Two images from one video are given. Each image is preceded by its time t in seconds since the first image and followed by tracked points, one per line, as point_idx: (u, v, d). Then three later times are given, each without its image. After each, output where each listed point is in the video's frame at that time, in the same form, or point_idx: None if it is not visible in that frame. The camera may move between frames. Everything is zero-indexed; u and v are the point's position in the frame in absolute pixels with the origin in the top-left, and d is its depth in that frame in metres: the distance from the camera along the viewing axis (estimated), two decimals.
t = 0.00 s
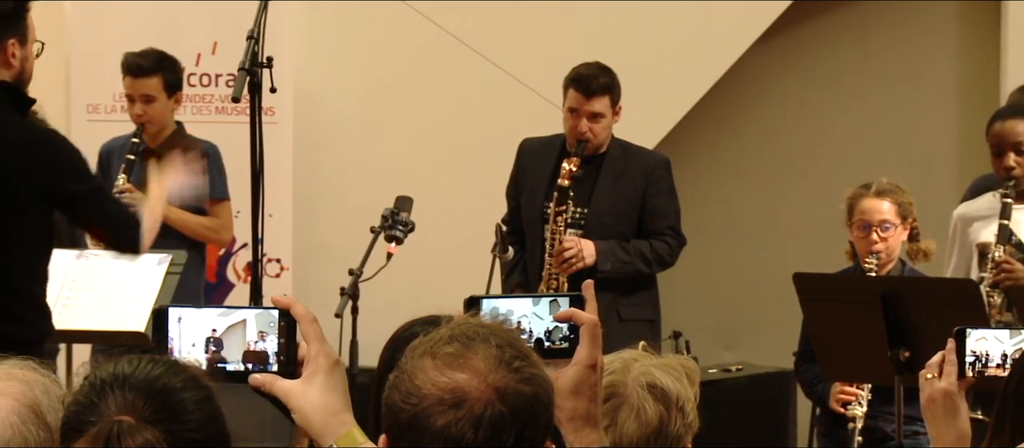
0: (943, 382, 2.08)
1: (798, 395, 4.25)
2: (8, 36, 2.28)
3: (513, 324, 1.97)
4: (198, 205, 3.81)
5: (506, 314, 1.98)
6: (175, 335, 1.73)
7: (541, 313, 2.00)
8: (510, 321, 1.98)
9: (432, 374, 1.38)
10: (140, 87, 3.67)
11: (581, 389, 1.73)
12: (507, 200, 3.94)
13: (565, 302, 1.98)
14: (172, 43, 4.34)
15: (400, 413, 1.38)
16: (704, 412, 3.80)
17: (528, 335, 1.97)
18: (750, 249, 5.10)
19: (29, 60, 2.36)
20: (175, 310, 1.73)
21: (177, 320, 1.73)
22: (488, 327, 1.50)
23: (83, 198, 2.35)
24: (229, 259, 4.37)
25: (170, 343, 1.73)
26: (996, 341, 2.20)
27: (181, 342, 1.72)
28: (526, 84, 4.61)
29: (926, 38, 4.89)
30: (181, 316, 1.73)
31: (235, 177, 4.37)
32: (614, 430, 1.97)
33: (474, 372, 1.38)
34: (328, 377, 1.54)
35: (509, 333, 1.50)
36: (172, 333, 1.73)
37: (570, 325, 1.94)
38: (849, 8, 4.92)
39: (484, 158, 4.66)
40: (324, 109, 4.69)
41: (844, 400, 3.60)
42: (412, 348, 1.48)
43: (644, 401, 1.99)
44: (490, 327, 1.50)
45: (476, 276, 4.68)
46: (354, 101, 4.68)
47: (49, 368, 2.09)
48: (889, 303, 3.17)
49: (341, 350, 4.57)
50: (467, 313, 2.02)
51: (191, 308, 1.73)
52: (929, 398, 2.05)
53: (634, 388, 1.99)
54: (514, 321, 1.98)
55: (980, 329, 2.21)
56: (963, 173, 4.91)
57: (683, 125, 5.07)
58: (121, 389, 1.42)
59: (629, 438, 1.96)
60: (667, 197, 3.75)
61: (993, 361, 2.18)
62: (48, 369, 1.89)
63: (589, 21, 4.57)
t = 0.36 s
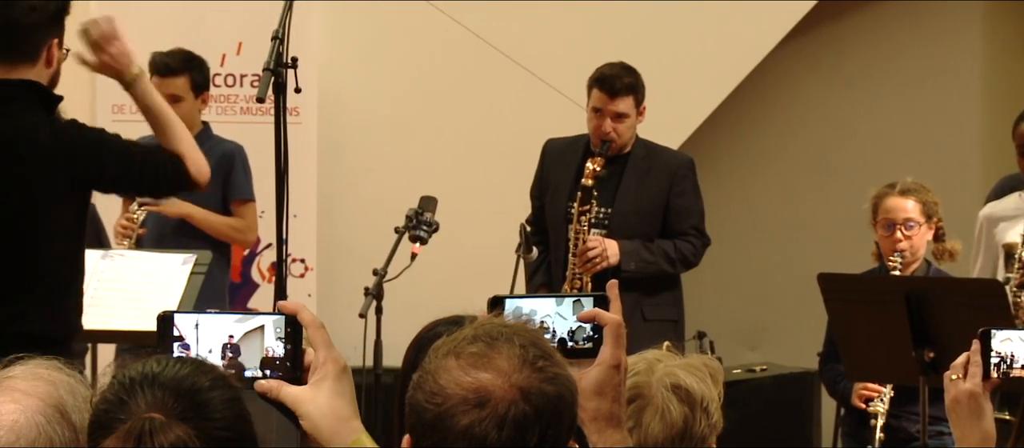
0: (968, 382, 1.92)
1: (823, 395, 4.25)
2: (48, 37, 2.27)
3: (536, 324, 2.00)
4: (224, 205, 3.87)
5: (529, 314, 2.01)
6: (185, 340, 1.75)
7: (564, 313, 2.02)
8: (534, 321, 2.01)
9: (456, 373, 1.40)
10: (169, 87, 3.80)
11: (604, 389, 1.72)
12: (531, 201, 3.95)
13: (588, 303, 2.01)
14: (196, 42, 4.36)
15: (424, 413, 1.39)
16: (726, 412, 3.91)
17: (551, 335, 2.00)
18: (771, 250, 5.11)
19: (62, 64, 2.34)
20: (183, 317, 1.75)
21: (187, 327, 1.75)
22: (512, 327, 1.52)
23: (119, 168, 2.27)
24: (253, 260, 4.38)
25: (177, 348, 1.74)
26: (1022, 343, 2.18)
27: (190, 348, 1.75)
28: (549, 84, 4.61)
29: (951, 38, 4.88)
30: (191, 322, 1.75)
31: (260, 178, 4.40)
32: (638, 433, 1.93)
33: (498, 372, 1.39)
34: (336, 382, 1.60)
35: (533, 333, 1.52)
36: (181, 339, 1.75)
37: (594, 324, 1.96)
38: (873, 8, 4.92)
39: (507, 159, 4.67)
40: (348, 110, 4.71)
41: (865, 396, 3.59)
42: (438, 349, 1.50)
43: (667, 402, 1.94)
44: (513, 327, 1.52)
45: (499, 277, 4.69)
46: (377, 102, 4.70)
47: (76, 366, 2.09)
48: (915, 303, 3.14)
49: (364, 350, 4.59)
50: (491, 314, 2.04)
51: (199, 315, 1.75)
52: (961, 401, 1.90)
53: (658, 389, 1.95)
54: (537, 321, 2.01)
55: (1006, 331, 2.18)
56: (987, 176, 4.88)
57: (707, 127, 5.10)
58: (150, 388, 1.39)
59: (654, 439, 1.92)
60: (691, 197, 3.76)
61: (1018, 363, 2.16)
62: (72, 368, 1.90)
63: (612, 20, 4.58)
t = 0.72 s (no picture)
0: (986, 382, 1.86)
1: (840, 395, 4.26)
2: (65, 40, 2.42)
3: (553, 325, 1.96)
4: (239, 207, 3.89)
5: (545, 316, 1.97)
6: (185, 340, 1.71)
7: (581, 314, 1.98)
8: (550, 322, 1.97)
9: (473, 374, 1.40)
10: (186, 89, 3.81)
11: (622, 391, 1.69)
12: (547, 202, 3.96)
13: (606, 304, 1.97)
14: (214, 43, 4.40)
15: (441, 413, 1.39)
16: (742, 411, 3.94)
17: (567, 336, 1.96)
18: (786, 252, 5.10)
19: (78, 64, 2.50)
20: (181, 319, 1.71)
21: (186, 329, 1.71)
22: (527, 326, 1.51)
23: (112, 202, 2.37)
24: (270, 260, 4.40)
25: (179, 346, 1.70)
26: None
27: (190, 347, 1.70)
28: (566, 84, 4.63)
29: (969, 37, 4.87)
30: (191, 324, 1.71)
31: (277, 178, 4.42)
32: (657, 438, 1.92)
33: (515, 372, 1.39)
34: (339, 386, 1.63)
35: (550, 333, 1.51)
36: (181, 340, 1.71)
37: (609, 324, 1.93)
38: (892, 8, 4.91)
39: (524, 159, 4.68)
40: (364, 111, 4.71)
41: (884, 400, 3.58)
42: (454, 349, 1.50)
43: (686, 406, 1.93)
44: (530, 326, 1.51)
45: (517, 277, 4.69)
46: (392, 102, 4.71)
47: (90, 368, 2.09)
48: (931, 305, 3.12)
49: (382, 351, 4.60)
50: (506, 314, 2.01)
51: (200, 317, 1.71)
52: (979, 402, 1.84)
53: (675, 395, 1.94)
54: (553, 322, 1.98)
55: None
56: (1005, 176, 4.87)
57: (725, 127, 5.08)
58: (172, 387, 1.38)
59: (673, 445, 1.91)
60: (707, 197, 3.75)
61: None
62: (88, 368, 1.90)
63: (629, 20, 4.59)
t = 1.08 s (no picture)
0: (1002, 381, 1.74)
1: (858, 396, 4.27)
2: (92, 41, 2.40)
3: (570, 325, 1.96)
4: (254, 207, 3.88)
5: (562, 316, 1.97)
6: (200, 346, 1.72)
7: (597, 315, 1.98)
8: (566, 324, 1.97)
9: (490, 374, 1.40)
10: (202, 88, 3.81)
11: (638, 391, 1.69)
12: (564, 202, 3.96)
13: (622, 304, 1.96)
14: (232, 43, 4.41)
15: (457, 414, 1.40)
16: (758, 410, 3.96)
17: (584, 337, 1.96)
18: (801, 251, 5.10)
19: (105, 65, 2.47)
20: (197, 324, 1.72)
21: (208, 334, 1.72)
22: (545, 327, 1.50)
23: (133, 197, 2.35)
24: (287, 260, 4.41)
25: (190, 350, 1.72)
26: None
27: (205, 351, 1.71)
28: (582, 83, 4.64)
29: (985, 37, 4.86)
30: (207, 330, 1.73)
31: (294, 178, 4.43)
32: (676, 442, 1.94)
33: (531, 372, 1.39)
34: (354, 390, 1.60)
35: (566, 333, 1.50)
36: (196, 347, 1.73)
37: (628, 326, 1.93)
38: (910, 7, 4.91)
39: (541, 158, 4.69)
40: (381, 110, 4.71)
41: (904, 400, 3.58)
42: (471, 350, 1.50)
43: (703, 409, 1.96)
44: (547, 328, 1.51)
45: (533, 277, 4.70)
46: (409, 102, 4.71)
47: (109, 369, 2.09)
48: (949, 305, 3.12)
49: (398, 351, 4.61)
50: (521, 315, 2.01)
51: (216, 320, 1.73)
52: (995, 403, 1.73)
53: (692, 398, 1.96)
54: (569, 322, 1.97)
55: None
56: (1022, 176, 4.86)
57: (741, 126, 5.09)
58: (192, 386, 1.38)
59: None
60: (724, 198, 3.75)
61: None
62: (105, 369, 1.90)
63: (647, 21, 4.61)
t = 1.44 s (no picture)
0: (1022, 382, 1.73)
1: (877, 397, 4.26)
2: (101, 37, 2.35)
3: (588, 325, 1.94)
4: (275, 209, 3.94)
5: (579, 316, 1.96)
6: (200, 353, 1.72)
7: (615, 316, 1.96)
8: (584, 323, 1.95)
9: (508, 374, 1.39)
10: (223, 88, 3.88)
11: (657, 391, 1.69)
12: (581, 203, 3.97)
13: (641, 305, 1.94)
14: (251, 44, 4.42)
15: (477, 414, 1.39)
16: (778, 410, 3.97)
17: (602, 337, 1.94)
18: (819, 251, 5.15)
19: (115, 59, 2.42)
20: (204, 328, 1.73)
21: (220, 337, 1.73)
22: (562, 327, 1.50)
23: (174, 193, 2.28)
24: (306, 260, 4.43)
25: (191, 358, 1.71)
26: None
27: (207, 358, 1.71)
28: (601, 83, 4.65)
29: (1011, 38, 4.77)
30: (217, 333, 1.73)
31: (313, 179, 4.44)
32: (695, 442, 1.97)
33: (550, 372, 1.39)
34: (361, 395, 1.57)
35: (583, 333, 1.50)
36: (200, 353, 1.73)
37: (645, 327, 1.92)
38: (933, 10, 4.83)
39: (559, 159, 4.71)
40: (400, 111, 4.76)
41: (924, 401, 3.57)
42: (489, 349, 1.49)
43: (721, 409, 1.97)
44: (564, 327, 1.51)
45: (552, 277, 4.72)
46: (428, 103, 4.75)
47: (130, 367, 2.10)
48: (968, 306, 3.08)
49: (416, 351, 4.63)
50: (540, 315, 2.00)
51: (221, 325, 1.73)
52: (1015, 403, 1.72)
53: (710, 398, 1.98)
54: (587, 323, 1.96)
55: None
56: None
57: (759, 127, 5.15)
58: (214, 386, 1.38)
59: None
60: (742, 198, 3.74)
61: None
62: (125, 368, 1.90)
63: (665, 20, 4.61)
